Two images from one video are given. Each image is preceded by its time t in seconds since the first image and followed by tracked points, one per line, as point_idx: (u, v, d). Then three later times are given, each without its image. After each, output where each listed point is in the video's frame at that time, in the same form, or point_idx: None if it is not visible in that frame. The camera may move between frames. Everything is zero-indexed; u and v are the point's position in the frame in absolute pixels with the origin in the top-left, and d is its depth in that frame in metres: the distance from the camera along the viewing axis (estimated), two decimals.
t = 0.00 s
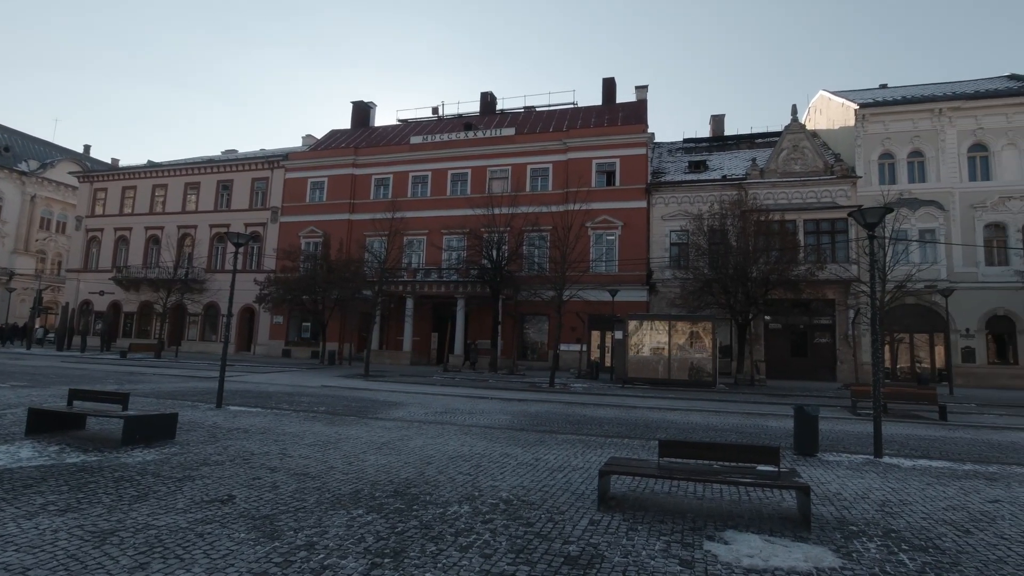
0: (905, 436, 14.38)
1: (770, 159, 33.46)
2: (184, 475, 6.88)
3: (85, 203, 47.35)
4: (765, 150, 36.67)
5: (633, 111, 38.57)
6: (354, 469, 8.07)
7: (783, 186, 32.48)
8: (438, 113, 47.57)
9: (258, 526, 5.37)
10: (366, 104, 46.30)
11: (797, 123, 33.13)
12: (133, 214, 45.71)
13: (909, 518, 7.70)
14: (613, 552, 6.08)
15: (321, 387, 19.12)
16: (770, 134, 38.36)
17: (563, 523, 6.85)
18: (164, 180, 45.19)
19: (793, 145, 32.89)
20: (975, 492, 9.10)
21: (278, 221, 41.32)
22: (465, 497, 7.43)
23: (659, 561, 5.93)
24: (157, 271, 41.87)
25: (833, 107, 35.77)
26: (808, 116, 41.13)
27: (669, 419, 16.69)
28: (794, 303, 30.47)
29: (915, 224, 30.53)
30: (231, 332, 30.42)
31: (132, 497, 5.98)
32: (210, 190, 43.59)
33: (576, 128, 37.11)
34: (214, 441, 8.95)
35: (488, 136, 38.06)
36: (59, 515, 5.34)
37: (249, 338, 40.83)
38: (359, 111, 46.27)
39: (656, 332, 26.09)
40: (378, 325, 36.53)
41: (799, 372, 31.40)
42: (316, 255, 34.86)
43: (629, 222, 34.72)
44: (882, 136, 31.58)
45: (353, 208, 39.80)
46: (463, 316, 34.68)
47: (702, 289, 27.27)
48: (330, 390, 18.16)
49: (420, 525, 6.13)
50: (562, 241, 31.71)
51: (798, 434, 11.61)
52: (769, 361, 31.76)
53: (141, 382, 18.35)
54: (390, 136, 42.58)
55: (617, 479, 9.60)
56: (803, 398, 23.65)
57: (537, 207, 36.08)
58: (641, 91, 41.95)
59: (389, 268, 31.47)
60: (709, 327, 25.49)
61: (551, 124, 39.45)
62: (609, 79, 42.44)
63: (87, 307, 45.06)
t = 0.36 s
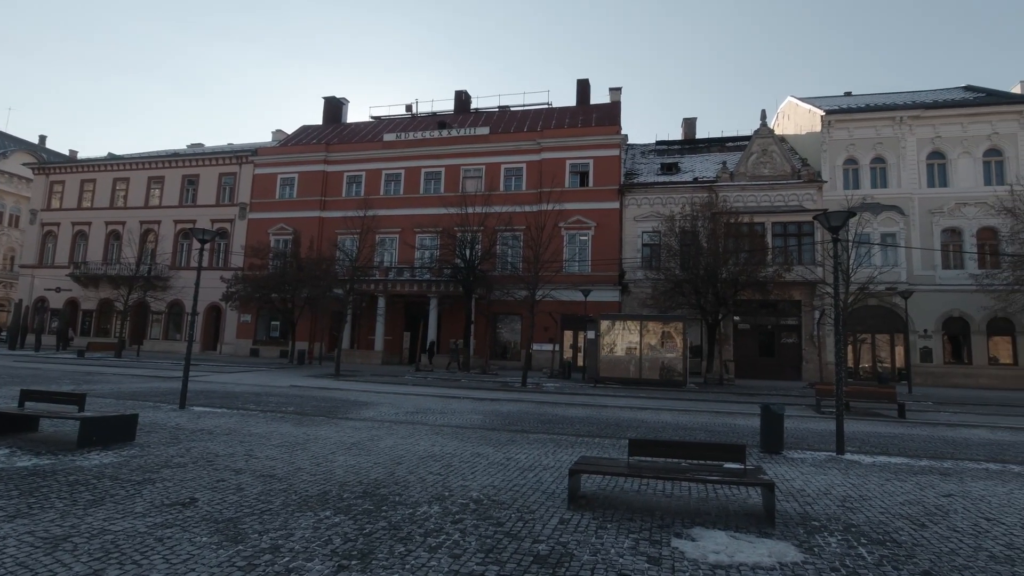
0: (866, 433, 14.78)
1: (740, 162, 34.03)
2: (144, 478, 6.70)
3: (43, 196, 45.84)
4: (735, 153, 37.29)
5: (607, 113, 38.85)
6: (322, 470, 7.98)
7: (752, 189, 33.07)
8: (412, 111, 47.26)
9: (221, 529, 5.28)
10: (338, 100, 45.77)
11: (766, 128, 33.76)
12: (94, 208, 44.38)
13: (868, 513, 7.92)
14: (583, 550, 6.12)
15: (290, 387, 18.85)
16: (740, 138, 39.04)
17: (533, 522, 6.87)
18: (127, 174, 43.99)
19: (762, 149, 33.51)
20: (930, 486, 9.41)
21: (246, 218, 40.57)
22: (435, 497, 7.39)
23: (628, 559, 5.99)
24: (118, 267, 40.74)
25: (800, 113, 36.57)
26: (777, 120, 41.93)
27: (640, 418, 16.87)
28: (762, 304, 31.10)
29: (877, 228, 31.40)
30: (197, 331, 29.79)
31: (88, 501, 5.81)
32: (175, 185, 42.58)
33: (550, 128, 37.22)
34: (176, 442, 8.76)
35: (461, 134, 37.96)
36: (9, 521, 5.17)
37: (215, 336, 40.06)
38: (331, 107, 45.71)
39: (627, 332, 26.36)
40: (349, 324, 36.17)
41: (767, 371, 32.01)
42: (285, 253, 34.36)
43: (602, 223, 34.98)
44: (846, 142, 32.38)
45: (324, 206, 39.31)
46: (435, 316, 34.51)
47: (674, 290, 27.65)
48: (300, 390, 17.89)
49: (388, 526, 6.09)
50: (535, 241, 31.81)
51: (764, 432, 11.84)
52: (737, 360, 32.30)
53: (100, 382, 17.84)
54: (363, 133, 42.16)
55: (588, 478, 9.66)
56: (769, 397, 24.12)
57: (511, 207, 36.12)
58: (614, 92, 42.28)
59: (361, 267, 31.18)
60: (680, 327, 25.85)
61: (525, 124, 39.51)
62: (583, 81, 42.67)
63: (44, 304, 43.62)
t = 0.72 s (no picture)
0: (830, 430, 15.14)
1: (711, 165, 34.53)
2: (102, 482, 6.52)
3: None
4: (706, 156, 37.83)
5: (581, 113, 39.04)
6: (290, 471, 7.87)
7: (722, 191, 33.59)
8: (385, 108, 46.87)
9: (183, 533, 5.16)
10: (310, 95, 45.15)
11: (736, 131, 34.32)
12: (52, 202, 42.96)
13: (830, 508, 8.12)
14: (553, 549, 6.15)
15: (258, 386, 18.54)
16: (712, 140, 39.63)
17: (503, 522, 6.87)
18: (87, 167, 42.67)
19: (733, 152, 34.07)
20: (890, 482, 9.69)
21: (212, 213, 39.74)
22: (405, 497, 7.34)
23: (597, 557, 6.04)
24: (77, 263, 39.52)
25: (770, 118, 37.27)
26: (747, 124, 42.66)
27: (612, 417, 17.00)
28: (732, 304, 31.61)
29: (841, 230, 32.17)
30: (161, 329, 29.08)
31: (41, 506, 5.63)
32: (139, 179, 41.47)
33: (524, 127, 37.27)
34: (136, 444, 8.54)
35: (435, 132, 37.76)
36: None
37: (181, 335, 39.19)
38: (303, 102, 45.06)
39: (600, 332, 26.53)
40: (320, 323, 35.72)
41: (736, 370, 32.54)
42: (254, 250, 33.76)
43: (575, 223, 35.15)
44: (813, 147, 33.10)
45: (295, 203, 38.77)
46: (408, 315, 34.26)
47: (646, 290, 27.95)
48: (268, 390, 17.58)
49: (356, 527, 6.03)
50: (508, 240, 31.81)
51: (732, 430, 12.03)
52: (707, 359, 32.76)
53: (57, 382, 17.28)
54: (335, 129, 41.64)
55: (559, 476, 9.70)
56: (738, 396, 24.54)
57: (485, 206, 36.07)
58: (589, 93, 42.52)
59: (332, 265, 30.78)
60: (651, 327, 26.14)
61: (500, 123, 39.47)
62: (558, 81, 42.83)
63: None
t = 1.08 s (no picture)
0: (792, 427, 15.50)
1: (681, 167, 35.00)
2: (53, 487, 6.32)
3: None
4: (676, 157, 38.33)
5: (553, 113, 39.17)
6: (253, 473, 7.72)
7: (691, 193, 34.09)
8: (356, 103, 46.34)
9: (137, 538, 5.03)
10: (278, 89, 44.38)
11: (705, 134, 34.86)
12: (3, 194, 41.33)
13: (792, 503, 8.31)
14: (520, 547, 6.16)
15: (222, 386, 18.16)
16: (682, 142, 40.16)
17: (471, 521, 6.86)
18: (41, 158, 41.15)
19: (702, 155, 34.61)
20: (848, 477, 9.97)
21: (174, 208, 38.78)
22: (372, 498, 7.28)
23: (564, 554, 6.07)
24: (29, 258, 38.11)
25: (737, 121, 37.95)
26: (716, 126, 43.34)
27: (581, 416, 17.11)
28: (700, 304, 32.09)
29: (805, 233, 32.95)
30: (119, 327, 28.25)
31: None
32: (96, 171, 40.18)
33: (497, 126, 37.25)
34: (90, 447, 8.28)
35: (406, 129, 37.47)
36: None
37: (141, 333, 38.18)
38: (271, 96, 44.26)
39: (571, 331, 26.66)
40: (287, 321, 35.19)
41: (703, 369, 33.07)
42: (218, 247, 33.03)
43: (547, 222, 35.26)
44: (779, 151, 33.81)
45: (262, 199, 38.06)
46: (378, 314, 33.95)
47: (616, 290, 28.20)
48: (233, 390, 17.24)
49: (321, 529, 5.95)
50: (479, 239, 31.75)
51: (699, 428, 12.22)
52: (676, 358, 33.21)
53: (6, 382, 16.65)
54: (304, 124, 41.00)
55: (528, 475, 9.72)
56: (704, 394, 24.94)
57: (457, 204, 35.92)
58: (561, 93, 42.70)
59: (300, 262, 30.27)
60: (621, 327, 26.39)
61: (472, 121, 39.37)
62: (530, 80, 42.89)
63: None
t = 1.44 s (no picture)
0: (755, 424, 15.83)
1: (650, 168, 35.42)
2: None
3: None
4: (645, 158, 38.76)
5: (524, 112, 39.21)
6: (213, 474, 7.54)
7: (660, 194, 34.51)
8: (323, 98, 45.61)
9: (87, 545, 4.87)
10: (243, 81, 43.43)
11: (674, 135, 35.33)
12: None
13: (753, 498, 8.49)
14: (486, 546, 6.15)
15: (182, 385, 17.70)
16: (650, 143, 40.63)
17: (437, 520, 6.82)
18: None
19: (670, 156, 35.08)
20: (807, 471, 10.22)
21: (131, 201, 37.66)
22: (336, 498, 7.17)
23: (530, 552, 6.08)
24: None
25: (704, 123, 38.57)
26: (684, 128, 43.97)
27: (549, 414, 17.19)
28: (667, 303, 32.54)
29: (769, 234, 33.67)
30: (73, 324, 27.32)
31: None
32: (47, 162, 38.73)
33: (467, 124, 37.09)
34: (38, 450, 7.98)
35: (375, 125, 37.03)
36: None
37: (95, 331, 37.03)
38: (235, 88, 43.29)
39: (540, 329, 26.72)
40: (251, 319, 34.50)
41: (670, 367, 33.53)
42: (178, 242, 32.17)
43: (517, 221, 35.28)
44: (744, 153, 34.46)
45: (225, 193, 37.19)
46: (345, 312, 33.53)
47: (584, 289, 28.37)
48: (193, 389, 16.83)
49: (283, 530, 5.84)
50: (449, 236, 31.58)
51: (665, 425, 12.38)
52: (643, 356, 33.60)
53: None
54: (270, 117, 40.19)
55: (495, 473, 9.71)
56: (671, 392, 25.29)
57: (426, 201, 35.68)
58: (531, 92, 42.78)
59: (264, 258, 29.66)
60: (590, 326, 26.56)
61: (442, 118, 39.14)
62: (501, 78, 42.84)
63: None
